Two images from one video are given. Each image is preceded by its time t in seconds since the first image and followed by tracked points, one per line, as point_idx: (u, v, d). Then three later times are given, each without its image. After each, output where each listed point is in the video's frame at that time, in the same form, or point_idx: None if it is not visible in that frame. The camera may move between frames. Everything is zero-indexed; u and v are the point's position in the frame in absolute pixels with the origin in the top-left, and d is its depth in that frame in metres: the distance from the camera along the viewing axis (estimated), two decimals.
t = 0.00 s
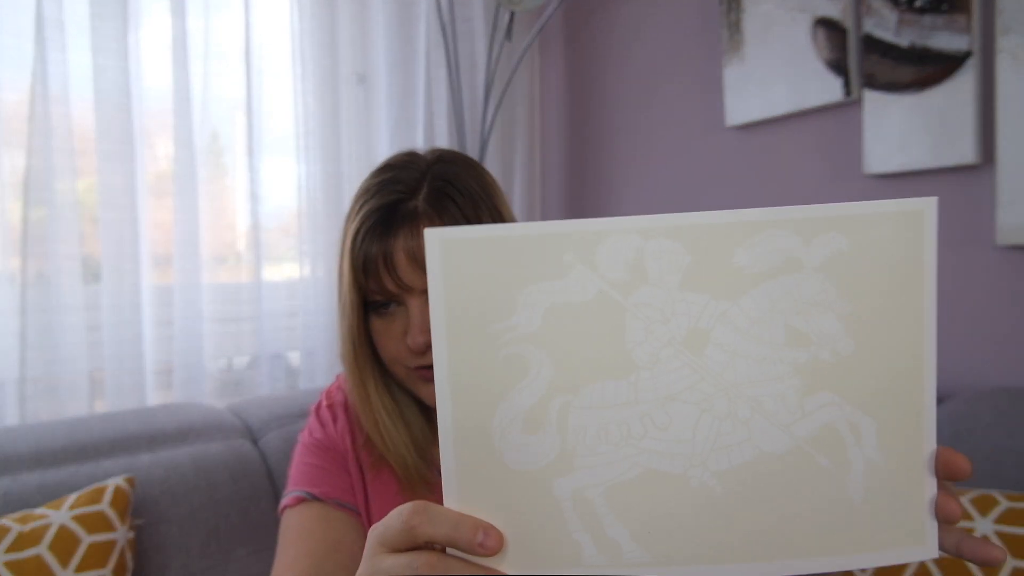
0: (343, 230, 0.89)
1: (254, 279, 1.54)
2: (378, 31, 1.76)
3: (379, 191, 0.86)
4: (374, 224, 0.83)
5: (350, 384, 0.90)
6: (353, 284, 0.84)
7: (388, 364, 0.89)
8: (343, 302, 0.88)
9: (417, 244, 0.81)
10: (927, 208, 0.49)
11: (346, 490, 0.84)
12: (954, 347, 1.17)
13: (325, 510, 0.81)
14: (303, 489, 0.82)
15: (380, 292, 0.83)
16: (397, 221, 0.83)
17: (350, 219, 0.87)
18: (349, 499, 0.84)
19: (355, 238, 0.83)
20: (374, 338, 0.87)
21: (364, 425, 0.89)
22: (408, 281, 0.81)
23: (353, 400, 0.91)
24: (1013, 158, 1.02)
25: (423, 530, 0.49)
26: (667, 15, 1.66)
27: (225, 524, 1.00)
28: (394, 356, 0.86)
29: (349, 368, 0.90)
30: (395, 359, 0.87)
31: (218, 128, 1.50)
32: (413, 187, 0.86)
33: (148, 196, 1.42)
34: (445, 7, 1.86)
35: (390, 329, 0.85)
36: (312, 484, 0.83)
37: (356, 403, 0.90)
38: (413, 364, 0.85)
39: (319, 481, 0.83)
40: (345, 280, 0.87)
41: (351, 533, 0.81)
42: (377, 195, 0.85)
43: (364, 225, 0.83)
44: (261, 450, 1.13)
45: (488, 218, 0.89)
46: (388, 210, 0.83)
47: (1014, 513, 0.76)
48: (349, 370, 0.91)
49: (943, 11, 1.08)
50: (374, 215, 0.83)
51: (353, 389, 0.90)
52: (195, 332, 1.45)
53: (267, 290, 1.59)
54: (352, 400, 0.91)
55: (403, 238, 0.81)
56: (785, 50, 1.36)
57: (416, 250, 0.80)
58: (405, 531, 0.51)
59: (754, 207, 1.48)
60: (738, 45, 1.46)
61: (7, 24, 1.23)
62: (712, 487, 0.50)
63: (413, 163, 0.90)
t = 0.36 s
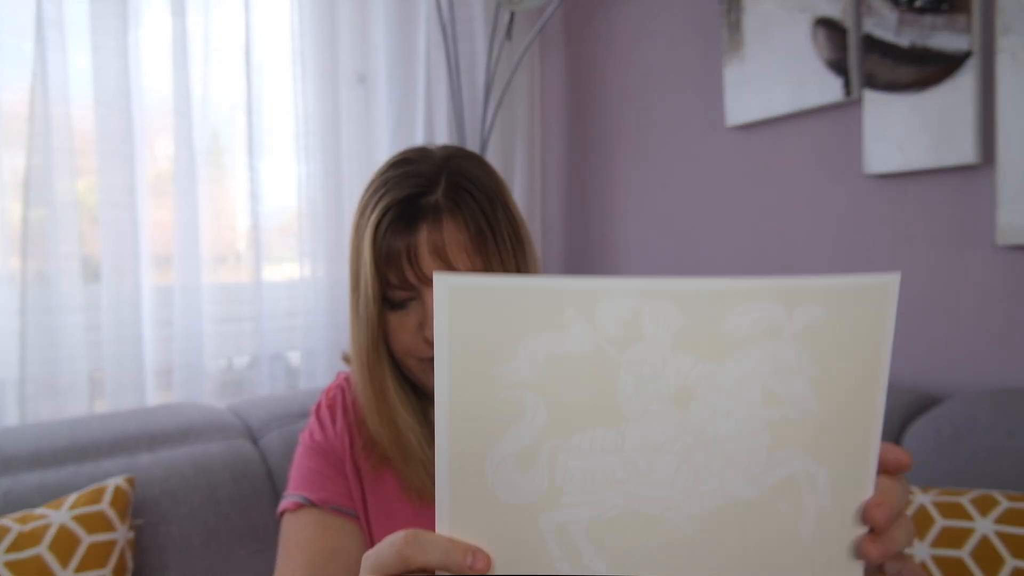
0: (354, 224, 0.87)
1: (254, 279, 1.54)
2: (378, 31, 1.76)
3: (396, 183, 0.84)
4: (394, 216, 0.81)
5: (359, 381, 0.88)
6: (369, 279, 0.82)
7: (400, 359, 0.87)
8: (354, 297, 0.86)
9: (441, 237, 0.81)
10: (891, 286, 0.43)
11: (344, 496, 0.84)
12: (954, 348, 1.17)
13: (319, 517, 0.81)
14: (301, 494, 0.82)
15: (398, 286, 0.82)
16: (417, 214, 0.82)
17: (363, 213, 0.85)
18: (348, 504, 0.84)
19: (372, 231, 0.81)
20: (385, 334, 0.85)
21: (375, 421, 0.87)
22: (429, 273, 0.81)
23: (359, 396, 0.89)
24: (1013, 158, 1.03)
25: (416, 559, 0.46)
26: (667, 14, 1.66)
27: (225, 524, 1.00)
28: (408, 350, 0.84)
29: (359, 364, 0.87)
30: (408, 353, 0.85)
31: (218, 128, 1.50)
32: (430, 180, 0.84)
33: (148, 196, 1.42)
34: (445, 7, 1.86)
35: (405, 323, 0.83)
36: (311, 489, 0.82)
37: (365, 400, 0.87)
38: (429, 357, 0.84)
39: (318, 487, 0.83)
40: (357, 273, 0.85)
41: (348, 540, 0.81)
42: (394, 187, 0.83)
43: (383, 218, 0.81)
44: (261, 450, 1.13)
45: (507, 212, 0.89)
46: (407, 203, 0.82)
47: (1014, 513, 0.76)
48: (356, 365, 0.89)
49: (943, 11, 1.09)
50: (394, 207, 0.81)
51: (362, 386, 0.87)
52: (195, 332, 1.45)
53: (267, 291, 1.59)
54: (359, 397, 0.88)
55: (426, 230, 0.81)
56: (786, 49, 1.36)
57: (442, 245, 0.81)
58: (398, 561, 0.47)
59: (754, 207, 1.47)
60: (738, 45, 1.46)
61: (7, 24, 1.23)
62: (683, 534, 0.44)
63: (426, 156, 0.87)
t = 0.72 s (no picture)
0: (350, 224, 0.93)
1: (254, 279, 1.54)
2: (378, 32, 1.77)
3: (372, 184, 0.86)
4: (361, 212, 0.83)
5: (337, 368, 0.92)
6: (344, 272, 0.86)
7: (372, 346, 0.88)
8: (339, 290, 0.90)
9: (394, 231, 0.80)
10: None
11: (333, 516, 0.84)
12: (954, 347, 1.17)
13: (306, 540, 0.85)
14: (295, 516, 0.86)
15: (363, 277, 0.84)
16: (380, 208, 0.82)
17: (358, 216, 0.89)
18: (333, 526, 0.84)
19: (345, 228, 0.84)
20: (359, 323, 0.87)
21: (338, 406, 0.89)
22: (386, 263, 0.81)
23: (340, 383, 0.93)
24: (1012, 157, 1.05)
25: None
26: (667, 14, 1.67)
27: (225, 524, 1.00)
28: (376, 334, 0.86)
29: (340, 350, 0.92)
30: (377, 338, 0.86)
31: (218, 129, 1.50)
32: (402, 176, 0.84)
33: (148, 196, 1.43)
34: (445, 8, 1.86)
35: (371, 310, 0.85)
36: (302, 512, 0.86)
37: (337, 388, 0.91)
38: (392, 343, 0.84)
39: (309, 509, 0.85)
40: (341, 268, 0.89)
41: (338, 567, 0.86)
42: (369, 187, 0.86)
43: (352, 215, 0.84)
44: (261, 450, 1.13)
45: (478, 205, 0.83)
46: (376, 198, 0.83)
47: (1011, 511, 0.76)
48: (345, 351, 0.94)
49: (942, 12, 1.11)
50: (362, 204, 0.84)
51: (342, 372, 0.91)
52: (196, 332, 1.46)
53: (268, 291, 1.60)
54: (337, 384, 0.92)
55: (382, 225, 0.81)
56: (785, 49, 1.36)
57: (393, 236, 0.80)
58: None
59: (754, 207, 1.48)
60: (738, 45, 1.45)
61: (8, 24, 1.24)
62: None
63: (413, 161, 0.87)
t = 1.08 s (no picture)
0: (408, 226, 0.84)
1: (254, 279, 1.54)
2: (378, 32, 1.77)
3: (470, 187, 0.83)
4: (476, 215, 0.81)
5: (408, 382, 0.81)
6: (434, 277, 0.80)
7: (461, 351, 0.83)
8: (420, 295, 0.81)
9: (515, 233, 0.83)
10: None
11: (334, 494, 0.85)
12: (954, 347, 1.18)
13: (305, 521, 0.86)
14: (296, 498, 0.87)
15: (473, 277, 0.81)
16: (494, 213, 0.82)
17: (422, 220, 0.82)
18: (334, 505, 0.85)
19: (457, 229, 0.80)
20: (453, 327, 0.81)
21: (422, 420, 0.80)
22: (508, 263, 0.82)
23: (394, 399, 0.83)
24: (1012, 157, 1.05)
25: None
26: (666, 14, 1.67)
27: (225, 524, 1.00)
28: (470, 337, 0.83)
29: (413, 361, 0.81)
30: (471, 341, 0.83)
31: (219, 129, 1.51)
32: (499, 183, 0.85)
33: (148, 196, 1.43)
34: (445, 8, 1.86)
35: (477, 311, 0.82)
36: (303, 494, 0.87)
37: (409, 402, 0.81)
38: (488, 343, 0.83)
39: (310, 489, 0.86)
40: (423, 271, 0.81)
41: (331, 551, 0.87)
42: (468, 190, 0.83)
43: (468, 216, 0.80)
44: (261, 449, 1.13)
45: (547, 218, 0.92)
46: (488, 201, 0.82)
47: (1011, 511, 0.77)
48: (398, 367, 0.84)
49: (942, 12, 1.11)
50: (473, 207, 0.81)
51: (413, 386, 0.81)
52: (196, 332, 1.46)
53: (268, 291, 1.60)
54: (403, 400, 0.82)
55: (513, 228, 0.82)
56: (785, 49, 1.36)
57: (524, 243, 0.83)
58: None
59: (754, 207, 1.48)
60: (738, 46, 1.45)
61: (8, 24, 1.24)
62: None
63: (472, 167, 0.87)
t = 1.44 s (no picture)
0: (440, 219, 0.84)
1: (254, 279, 1.54)
2: (378, 32, 1.77)
3: (504, 184, 0.84)
4: (511, 210, 0.81)
5: (446, 373, 0.83)
6: (467, 268, 0.81)
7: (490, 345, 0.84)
8: (455, 288, 0.82)
9: (546, 231, 0.84)
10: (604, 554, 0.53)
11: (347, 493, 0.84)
12: (954, 346, 1.17)
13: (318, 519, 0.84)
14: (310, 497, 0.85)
15: (506, 271, 0.82)
16: (527, 210, 0.83)
17: (457, 212, 0.83)
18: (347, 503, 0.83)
19: (493, 223, 0.81)
20: (485, 320, 0.82)
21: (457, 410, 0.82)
22: (538, 260, 0.83)
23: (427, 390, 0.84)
24: (1012, 157, 1.05)
25: None
26: (667, 14, 1.67)
27: (226, 524, 1.00)
28: (499, 332, 0.84)
29: (450, 351, 0.83)
30: (499, 336, 0.84)
31: (219, 130, 1.51)
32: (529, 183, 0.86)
33: (148, 196, 1.43)
34: (445, 8, 1.86)
35: (506, 305, 0.83)
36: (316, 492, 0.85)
37: (446, 392, 0.83)
38: (514, 338, 0.84)
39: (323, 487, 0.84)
40: (457, 264, 0.82)
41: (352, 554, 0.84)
42: (502, 186, 0.83)
43: (503, 211, 0.81)
44: (261, 450, 1.13)
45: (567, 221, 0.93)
46: (521, 199, 0.83)
47: (1011, 511, 0.76)
48: (430, 358, 0.85)
49: (942, 12, 1.11)
50: (507, 203, 0.82)
51: (447, 377, 0.83)
52: (196, 332, 1.46)
53: (268, 291, 1.60)
54: (439, 390, 0.83)
55: (545, 226, 0.83)
56: (785, 49, 1.36)
57: (556, 240, 0.84)
58: None
59: (754, 207, 1.48)
60: (738, 46, 1.45)
61: (8, 24, 1.24)
62: None
63: (505, 165, 0.88)
